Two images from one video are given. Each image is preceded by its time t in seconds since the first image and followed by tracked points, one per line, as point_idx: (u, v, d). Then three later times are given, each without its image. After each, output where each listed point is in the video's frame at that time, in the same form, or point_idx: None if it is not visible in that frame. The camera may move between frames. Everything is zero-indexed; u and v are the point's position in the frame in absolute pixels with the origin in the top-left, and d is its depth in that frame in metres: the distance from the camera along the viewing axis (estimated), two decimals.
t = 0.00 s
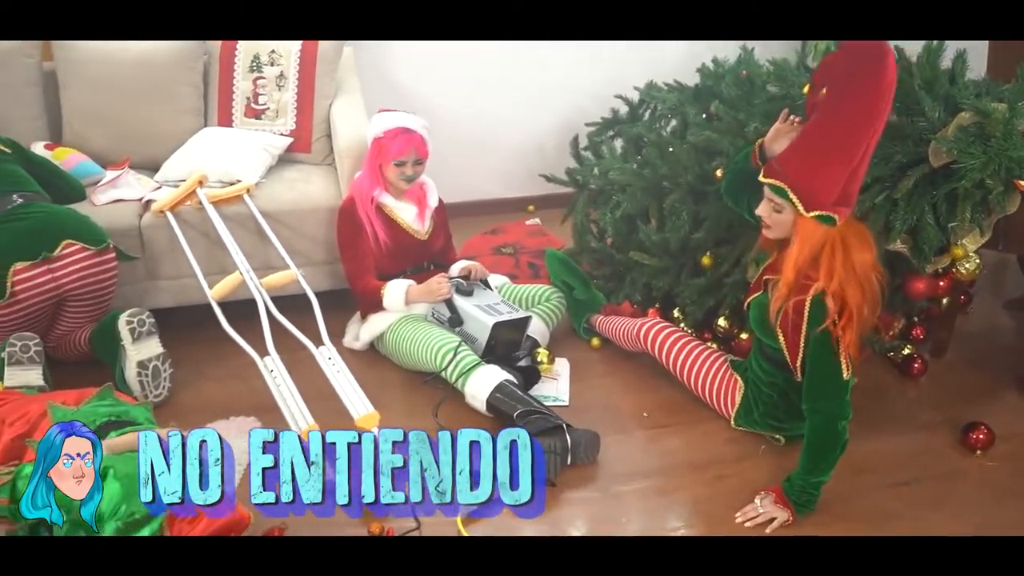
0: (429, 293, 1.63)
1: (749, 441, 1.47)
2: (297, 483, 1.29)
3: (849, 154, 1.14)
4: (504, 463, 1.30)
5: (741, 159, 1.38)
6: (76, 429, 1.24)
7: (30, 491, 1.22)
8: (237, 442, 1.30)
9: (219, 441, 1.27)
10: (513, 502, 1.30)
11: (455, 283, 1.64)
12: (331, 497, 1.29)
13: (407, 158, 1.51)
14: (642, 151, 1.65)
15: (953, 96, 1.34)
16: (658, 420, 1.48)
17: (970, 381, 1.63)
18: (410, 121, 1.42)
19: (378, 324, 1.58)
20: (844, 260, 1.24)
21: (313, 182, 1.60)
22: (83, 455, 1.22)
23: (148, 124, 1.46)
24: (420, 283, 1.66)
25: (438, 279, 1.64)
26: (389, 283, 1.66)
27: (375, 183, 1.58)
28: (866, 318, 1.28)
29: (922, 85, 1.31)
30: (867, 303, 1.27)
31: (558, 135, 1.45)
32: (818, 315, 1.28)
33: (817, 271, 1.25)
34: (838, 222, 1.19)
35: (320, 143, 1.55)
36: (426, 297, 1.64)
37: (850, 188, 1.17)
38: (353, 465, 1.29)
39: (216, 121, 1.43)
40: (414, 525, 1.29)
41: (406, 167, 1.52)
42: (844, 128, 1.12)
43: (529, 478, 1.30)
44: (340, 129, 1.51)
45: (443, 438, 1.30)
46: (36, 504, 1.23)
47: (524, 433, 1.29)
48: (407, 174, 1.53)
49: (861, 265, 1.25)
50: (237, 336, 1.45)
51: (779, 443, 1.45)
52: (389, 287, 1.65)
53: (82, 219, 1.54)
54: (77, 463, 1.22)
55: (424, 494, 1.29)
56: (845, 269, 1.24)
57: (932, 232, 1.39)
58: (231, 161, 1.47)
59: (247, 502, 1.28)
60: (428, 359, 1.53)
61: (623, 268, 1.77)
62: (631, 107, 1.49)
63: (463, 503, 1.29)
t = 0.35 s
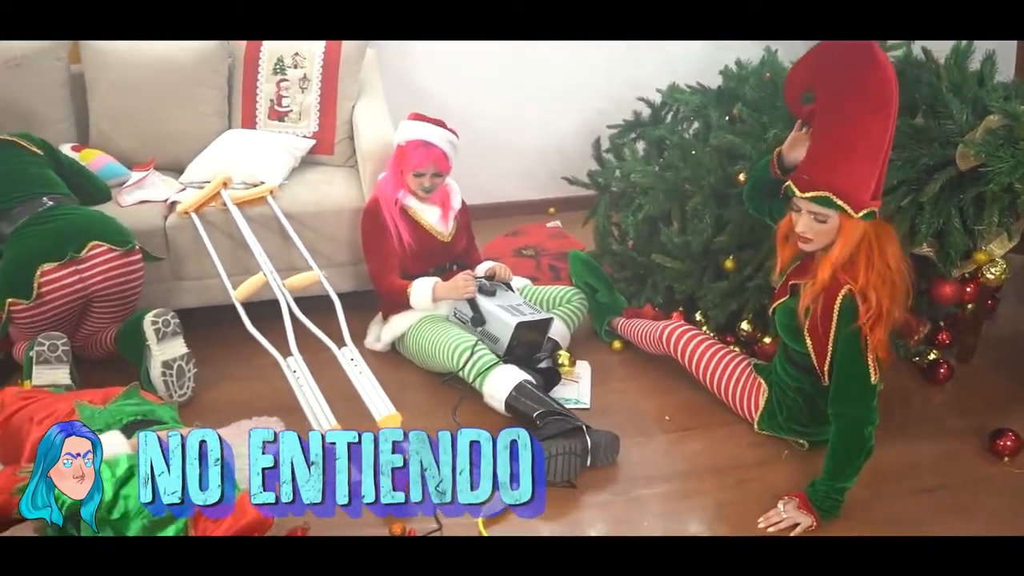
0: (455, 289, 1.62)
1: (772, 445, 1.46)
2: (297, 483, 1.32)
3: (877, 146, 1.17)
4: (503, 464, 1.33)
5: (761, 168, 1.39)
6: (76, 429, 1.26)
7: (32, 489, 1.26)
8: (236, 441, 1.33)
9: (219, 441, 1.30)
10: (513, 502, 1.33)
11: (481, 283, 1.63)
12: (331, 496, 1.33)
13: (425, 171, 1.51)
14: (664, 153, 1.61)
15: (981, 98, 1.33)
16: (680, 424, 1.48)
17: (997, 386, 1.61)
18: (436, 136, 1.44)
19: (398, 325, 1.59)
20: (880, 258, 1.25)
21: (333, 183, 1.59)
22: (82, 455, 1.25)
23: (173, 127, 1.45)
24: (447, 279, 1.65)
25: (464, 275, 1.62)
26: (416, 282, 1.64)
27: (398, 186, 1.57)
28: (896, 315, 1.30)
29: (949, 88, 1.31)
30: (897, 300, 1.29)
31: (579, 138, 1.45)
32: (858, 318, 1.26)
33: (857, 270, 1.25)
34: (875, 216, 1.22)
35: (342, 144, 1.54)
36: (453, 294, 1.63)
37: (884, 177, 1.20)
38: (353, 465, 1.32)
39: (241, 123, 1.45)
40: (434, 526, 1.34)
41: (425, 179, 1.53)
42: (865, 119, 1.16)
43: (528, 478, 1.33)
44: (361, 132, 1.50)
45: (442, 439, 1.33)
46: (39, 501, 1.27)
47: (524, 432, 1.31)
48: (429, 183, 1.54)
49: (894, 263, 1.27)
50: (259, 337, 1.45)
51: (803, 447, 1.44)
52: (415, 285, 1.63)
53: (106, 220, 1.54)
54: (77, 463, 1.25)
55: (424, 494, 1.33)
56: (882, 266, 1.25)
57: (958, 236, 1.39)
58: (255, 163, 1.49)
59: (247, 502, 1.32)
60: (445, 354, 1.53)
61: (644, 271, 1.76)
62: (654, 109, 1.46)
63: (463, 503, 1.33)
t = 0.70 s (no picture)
0: (481, 287, 1.56)
1: (795, 449, 1.45)
2: (296, 483, 1.39)
3: (892, 150, 1.18)
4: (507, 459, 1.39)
5: (780, 179, 1.40)
6: (75, 432, 1.32)
7: (32, 492, 1.33)
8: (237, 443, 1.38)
9: (216, 442, 1.37)
10: (515, 496, 1.38)
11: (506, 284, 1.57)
12: (331, 497, 1.39)
13: (453, 173, 1.46)
14: (688, 155, 1.60)
15: (1012, 101, 1.31)
16: (702, 427, 1.47)
17: None
18: (462, 138, 1.42)
19: (418, 322, 1.53)
20: (913, 261, 1.25)
21: (358, 183, 1.56)
22: (82, 458, 1.32)
23: (201, 129, 1.48)
24: (471, 278, 1.57)
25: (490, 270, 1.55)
26: (440, 280, 1.56)
27: (423, 186, 1.51)
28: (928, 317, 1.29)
29: (978, 91, 1.32)
30: (929, 302, 1.29)
31: (600, 137, 1.47)
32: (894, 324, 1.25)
33: (889, 275, 1.24)
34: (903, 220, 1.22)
35: (366, 144, 1.53)
36: (479, 292, 1.56)
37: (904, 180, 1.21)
38: (352, 465, 1.39)
39: (266, 122, 1.48)
40: (457, 524, 1.38)
41: (452, 182, 1.48)
42: (877, 122, 1.17)
43: (532, 477, 1.38)
44: (384, 129, 1.48)
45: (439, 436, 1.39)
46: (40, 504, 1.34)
47: (526, 424, 1.38)
48: (455, 185, 1.48)
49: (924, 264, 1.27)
50: (285, 334, 1.48)
51: (825, 451, 1.42)
52: (438, 284, 1.56)
53: (136, 219, 1.51)
54: (77, 465, 1.32)
55: (426, 491, 1.39)
56: (914, 269, 1.25)
57: (988, 242, 1.37)
58: (280, 161, 1.49)
59: (247, 505, 1.39)
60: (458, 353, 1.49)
61: (670, 275, 1.72)
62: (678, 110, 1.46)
63: (465, 499, 1.38)
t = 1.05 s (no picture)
0: (505, 282, 1.59)
1: (818, 450, 1.44)
2: (296, 484, 1.32)
3: (907, 149, 1.15)
4: (514, 447, 1.35)
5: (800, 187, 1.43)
6: (75, 454, 1.27)
7: (38, 514, 1.29)
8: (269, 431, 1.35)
9: (209, 445, 1.30)
10: (523, 488, 1.34)
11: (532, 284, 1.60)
12: (332, 497, 1.33)
13: (482, 163, 1.47)
14: (712, 154, 1.61)
15: None
16: (724, 426, 1.46)
17: None
18: (491, 127, 1.41)
19: (437, 313, 1.59)
20: (938, 260, 1.23)
21: (380, 176, 1.61)
22: (83, 480, 1.27)
23: (229, 120, 1.51)
24: (496, 272, 1.61)
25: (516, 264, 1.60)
26: (464, 276, 1.62)
27: (454, 184, 1.54)
28: (955, 317, 1.27)
29: (1012, 91, 1.30)
30: (956, 301, 1.27)
31: (625, 134, 1.46)
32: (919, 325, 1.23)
33: (915, 273, 1.23)
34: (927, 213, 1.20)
35: (390, 139, 1.58)
36: (502, 287, 1.59)
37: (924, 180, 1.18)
38: (352, 465, 1.33)
39: (292, 116, 1.49)
40: (477, 519, 1.34)
41: (482, 173, 1.49)
42: (896, 126, 1.14)
43: (539, 465, 1.35)
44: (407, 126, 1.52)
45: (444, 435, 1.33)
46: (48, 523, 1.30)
47: (531, 414, 1.36)
48: (486, 179, 1.50)
49: (950, 263, 1.25)
50: (307, 327, 1.48)
51: (850, 454, 1.41)
52: (465, 278, 1.61)
53: (163, 204, 1.56)
54: (80, 487, 1.28)
55: (430, 488, 1.33)
56: (940, 269, 1.23)
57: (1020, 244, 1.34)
58: (306, 156, 1.52)
59: (247, 511, 1.33)
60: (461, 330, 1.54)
61: (692, 272, 1.73)
62: (704, 108, 1.47)
63: (472, 494, 1.34)
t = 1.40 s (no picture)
0: (523, 276, 1.63)
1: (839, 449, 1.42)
2: (300, 513, 1.30)
3: (900, 149, 1.14)
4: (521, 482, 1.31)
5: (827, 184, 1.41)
6: (78, 492, 1.24)
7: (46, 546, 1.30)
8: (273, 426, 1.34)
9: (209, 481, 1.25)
10: (531, 522, 1.31)
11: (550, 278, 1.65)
12: (337, 526, 1.31)
13: (511, 159, 1.49)
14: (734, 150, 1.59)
15: None
16: (743, 423, 1.46)
17: None
18: (522, 121, 1.41)
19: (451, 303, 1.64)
20: (953, 256, 1.21)
21: (400, 169, 1.62)
22: (86, 516, 1.25)
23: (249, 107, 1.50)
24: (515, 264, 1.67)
25: (545, 249, 1.64)
26: (482, 267, 1.68)
27: (481, 180, 1.57)
28: (977, 312, 1.25)
29: None
30: (976, 296, 1.24)
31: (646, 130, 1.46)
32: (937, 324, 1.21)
33: (930, 274, 1.21)
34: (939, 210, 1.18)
35: (409, 130, 1.58)
36: (519, 280, 1.64)
37: (925, 179, 1.16)
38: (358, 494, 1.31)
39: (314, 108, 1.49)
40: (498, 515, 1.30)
41: (510, 168, 1.51)
42: (890, 126, 1.13)
43: (547, 498, 1.32)
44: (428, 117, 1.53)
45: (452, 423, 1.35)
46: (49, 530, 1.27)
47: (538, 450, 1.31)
48: (516, 175, 1.52)
49: (968, 259, 1.23)
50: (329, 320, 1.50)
51: (871, 453, 1.41)
52: (483, 270, 1.67)
53: (179, 188, 1.55)
54: (83, 523, 1.26)
55: (437, 518, 1.32)
56: (956, 265, 1.21)
57: None
58: (328, 148, 1.53)
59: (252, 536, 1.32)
60: (468, 315, 1.56)
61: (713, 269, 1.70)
62: (726, 104, 1.46)
63: (478, 527, 1.31)
